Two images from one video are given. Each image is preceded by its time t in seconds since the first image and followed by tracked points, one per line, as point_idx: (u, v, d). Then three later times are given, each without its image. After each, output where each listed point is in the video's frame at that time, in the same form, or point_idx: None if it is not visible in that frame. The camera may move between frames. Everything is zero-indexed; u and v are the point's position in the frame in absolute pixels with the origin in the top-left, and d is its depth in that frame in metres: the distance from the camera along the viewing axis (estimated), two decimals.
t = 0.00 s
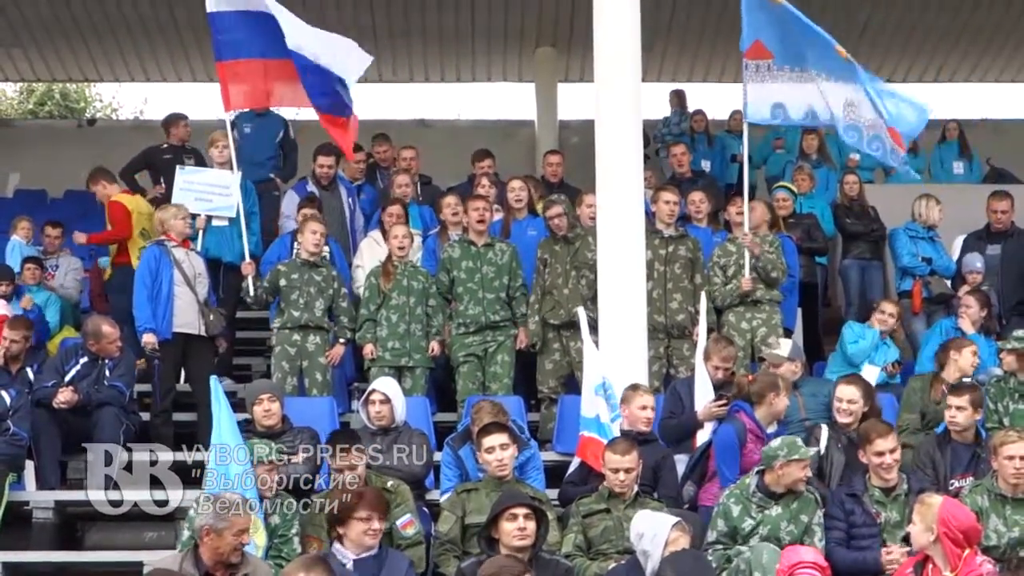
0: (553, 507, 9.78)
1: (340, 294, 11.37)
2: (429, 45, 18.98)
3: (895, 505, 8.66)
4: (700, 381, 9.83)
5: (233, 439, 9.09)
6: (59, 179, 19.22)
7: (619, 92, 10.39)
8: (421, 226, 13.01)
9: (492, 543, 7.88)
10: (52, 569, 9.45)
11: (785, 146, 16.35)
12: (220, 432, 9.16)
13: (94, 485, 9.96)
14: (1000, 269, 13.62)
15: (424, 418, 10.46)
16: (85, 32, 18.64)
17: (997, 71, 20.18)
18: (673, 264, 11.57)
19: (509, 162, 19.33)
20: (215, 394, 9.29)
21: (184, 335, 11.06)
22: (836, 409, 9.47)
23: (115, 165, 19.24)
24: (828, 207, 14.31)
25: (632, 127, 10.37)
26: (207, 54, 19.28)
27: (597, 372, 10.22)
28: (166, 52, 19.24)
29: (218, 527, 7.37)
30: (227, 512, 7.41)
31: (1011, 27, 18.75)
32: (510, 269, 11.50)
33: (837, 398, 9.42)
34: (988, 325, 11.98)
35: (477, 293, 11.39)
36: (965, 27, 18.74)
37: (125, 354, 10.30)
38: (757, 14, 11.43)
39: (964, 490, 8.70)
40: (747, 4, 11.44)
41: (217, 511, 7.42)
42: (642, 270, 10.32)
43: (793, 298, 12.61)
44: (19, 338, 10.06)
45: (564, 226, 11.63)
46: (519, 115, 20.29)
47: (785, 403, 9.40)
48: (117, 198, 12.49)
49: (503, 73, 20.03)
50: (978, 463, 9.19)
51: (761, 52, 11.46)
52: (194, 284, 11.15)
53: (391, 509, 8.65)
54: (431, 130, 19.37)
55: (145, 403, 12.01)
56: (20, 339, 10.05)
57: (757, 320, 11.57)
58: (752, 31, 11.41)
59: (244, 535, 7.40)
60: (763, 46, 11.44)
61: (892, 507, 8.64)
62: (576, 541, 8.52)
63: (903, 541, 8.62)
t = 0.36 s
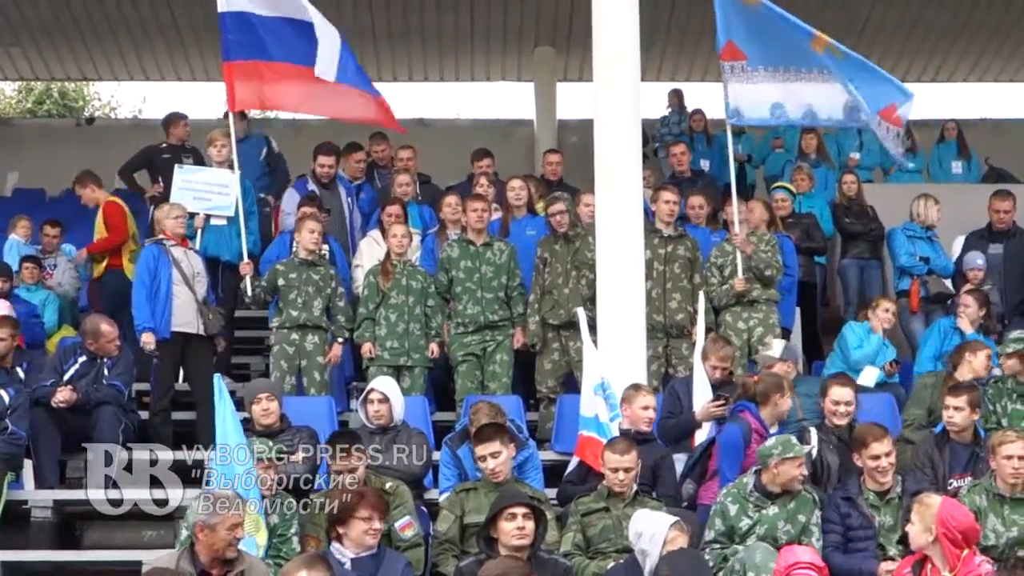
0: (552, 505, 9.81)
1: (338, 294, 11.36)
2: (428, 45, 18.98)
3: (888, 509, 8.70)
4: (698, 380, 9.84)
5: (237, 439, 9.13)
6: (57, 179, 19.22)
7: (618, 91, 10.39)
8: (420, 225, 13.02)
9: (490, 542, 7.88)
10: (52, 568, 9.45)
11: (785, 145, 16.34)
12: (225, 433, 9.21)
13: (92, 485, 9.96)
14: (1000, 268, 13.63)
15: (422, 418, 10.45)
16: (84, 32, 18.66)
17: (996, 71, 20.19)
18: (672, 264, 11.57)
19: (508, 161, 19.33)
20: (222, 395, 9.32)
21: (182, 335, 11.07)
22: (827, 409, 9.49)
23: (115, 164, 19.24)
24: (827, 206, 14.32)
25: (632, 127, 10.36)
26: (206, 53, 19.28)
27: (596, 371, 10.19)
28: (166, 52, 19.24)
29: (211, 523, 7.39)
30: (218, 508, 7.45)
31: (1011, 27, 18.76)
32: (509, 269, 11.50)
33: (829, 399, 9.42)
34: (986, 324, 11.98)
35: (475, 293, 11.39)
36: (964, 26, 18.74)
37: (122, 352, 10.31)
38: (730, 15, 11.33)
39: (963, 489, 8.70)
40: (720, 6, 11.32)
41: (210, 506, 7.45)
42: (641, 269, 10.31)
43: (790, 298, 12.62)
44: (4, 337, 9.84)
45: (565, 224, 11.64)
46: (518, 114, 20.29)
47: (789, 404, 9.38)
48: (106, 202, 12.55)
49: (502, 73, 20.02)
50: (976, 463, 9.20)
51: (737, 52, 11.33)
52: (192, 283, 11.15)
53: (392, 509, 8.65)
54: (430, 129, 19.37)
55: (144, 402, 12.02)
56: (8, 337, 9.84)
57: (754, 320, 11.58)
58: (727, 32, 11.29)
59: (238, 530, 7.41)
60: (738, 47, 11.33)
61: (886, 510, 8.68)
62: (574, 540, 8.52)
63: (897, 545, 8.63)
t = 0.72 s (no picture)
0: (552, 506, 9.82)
1: (338, 294, 11.37)
2: (429, 45, 18.99)
3: (887, 511, 8.76)
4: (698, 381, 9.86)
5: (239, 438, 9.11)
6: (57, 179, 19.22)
7: (618, 92, 10.40)
8: (421, 225, 13.02)
9: (490, 543, 7.88)
10: (51, 568, 9.46)
11: (785, 146, 16.33)
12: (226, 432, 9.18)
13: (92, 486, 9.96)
14: (999, 269, 13.64)
15: (422, 418, 10.45)
16: (84, 31, 18.66)
17: (995, 72, 20.20)
18: (672, 265, 11.58)
19: (509, 161, 19.33)
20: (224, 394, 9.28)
21: (182, 335, 11.07)
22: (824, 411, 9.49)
23: (115, 164, 19.25)
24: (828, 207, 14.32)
25: (632, 127, 10.37)
26: (206, 53, 19.28)
27: (598, 370, 10.21)
28: (165, 52, 19.24)
29: (208, 520, 7.40)
30: (217, 507, 7.45)
31: (1010, 27, 18.76)
32: (510, 270, 11.50)
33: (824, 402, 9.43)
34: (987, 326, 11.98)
35: (475, 293, 11.39)
36: (963, 27, 18.74)
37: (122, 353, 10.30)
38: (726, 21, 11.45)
39: (963, 491, 8.71)
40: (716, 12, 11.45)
41: (206, 504, 7.45)
42: (640, 270, 10.32)
43: (790, 299, 12.61)
44: None
45: (564, 224, 11.66)
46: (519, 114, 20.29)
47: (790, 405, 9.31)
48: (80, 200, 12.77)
49: (502, 73, 20.03)
50: (976, 464, 9.21)
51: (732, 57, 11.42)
52: (193, 283, 11.15)
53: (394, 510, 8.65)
54: (430, 130, 19.37)
55: (144, 402, 12.03)
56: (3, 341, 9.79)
57: (754, 321, 11.58)
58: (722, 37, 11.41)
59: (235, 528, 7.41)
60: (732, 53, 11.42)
61: (885, 513, 8.74)
62: (573, 541, 8.52)
63: (897, 547, 8.73)
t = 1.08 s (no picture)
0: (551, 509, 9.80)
1: (338, 296, 11.37)
2: (428, 46, 18.99)
3: (885, 513, 8.76)
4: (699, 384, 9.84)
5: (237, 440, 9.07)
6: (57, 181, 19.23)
7: (618, 93, 10.39)
8: (421, 226, 13.03)
9: (490, 546, 7.87)
10: (51, 570, 9.46)
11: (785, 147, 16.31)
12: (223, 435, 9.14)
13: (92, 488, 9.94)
14: (999, 271, 13.63)
15: (421, 420, 10.44)
16: (83, 33, 18.66)
17: (995, 74, 20.18)
18: (671, 266, 11.57)
19: (509, 163, 19.32)
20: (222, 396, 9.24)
21: (182, 337, 11.06)
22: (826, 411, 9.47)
23: (115, 165, 19.25)
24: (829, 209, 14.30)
25: (632, 128, 10.36)
26: (206, 55, 19.27)
27: (598, 372, 10.15)
28: (165, 53, 19.23)
29: (205, 519, 7.40)
30: (216, 506, 7.42)
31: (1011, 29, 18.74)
32: (509, 272, 11.50)
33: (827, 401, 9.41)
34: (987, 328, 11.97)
35: (475, 295, 11.38)
36: (963, 28, 18.72)
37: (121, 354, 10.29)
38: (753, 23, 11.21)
39: (962, 492, 8.69)
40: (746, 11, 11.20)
41: (202, 503, 7.44)
42: (640, 272, 10.31)
43: (790, 301, 12.61)
44: None
45: (564, 225, 11.67)
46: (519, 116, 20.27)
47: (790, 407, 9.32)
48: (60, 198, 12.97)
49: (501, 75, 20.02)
50: (976, 467, 9.20)
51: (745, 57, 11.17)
52: (192, 283, 11.14)
53: (394, 512, 8.66)
54: (430, 131, 19.35)
55: (143, 403, 12.03)
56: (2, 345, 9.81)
57: (756, 322, 11.56)
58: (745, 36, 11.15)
59: (231, 528, 7.39)
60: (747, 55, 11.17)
61: (883, 515, 8.74)
62: (573, 543, 8.51)
63: (897, 549, 8.72)
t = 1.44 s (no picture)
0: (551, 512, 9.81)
1: (336, 298, 11.37)
2: (426, 49, 19.00)
3: (888, 516, 8.79)
4: (698, 387, 9.88)
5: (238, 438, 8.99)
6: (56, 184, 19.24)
7: (616, 95, 10.39)
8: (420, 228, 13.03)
9: (489, 548, 7.88)
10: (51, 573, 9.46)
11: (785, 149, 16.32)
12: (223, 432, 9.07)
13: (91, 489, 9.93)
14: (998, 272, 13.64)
15: (420, 422, 10.46)
16: (82, 36, 18.66)
17: (994, 75, 20.20)
18: (670, 268, 11.57)
19: (508, 165, 19.33)
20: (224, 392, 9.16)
21: (181, 339, 11.07)
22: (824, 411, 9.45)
23: (114, 168, 19.26)
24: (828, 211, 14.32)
25: (630, 129, 10.37)
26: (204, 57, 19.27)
27: (596, 373, 10.11)
28: (164, 56, 19.23)
29: (200, 520, 7.42)
30: (213, 506, 7.44)
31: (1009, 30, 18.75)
32: (508, 274, 11.51)
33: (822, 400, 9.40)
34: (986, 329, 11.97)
35: (474, 298, 11.39)
36: (961, 29, 18.73)
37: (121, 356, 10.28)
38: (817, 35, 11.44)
39: (961, 494, 8.69)
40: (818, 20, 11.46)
41: (198, 504, 7.45)
42: (638, 274, 10.31)
43: (789, 303, 12.62)
44: None
45: (562, 227, 11.73)
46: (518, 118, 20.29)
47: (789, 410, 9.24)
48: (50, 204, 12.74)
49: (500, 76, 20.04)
50: (974, 469, 9.21)
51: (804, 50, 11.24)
52: (191, 286, 11.13)
53: (394, 511, 8.73)
54: (429, 134, 19.35)
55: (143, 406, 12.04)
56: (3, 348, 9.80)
57: (758, 325, 11.59)
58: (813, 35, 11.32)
59: (225, 529, 7.38)
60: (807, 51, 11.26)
61: (886, 518, 8.77)
62: (571, 544, 8.54)
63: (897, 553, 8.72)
